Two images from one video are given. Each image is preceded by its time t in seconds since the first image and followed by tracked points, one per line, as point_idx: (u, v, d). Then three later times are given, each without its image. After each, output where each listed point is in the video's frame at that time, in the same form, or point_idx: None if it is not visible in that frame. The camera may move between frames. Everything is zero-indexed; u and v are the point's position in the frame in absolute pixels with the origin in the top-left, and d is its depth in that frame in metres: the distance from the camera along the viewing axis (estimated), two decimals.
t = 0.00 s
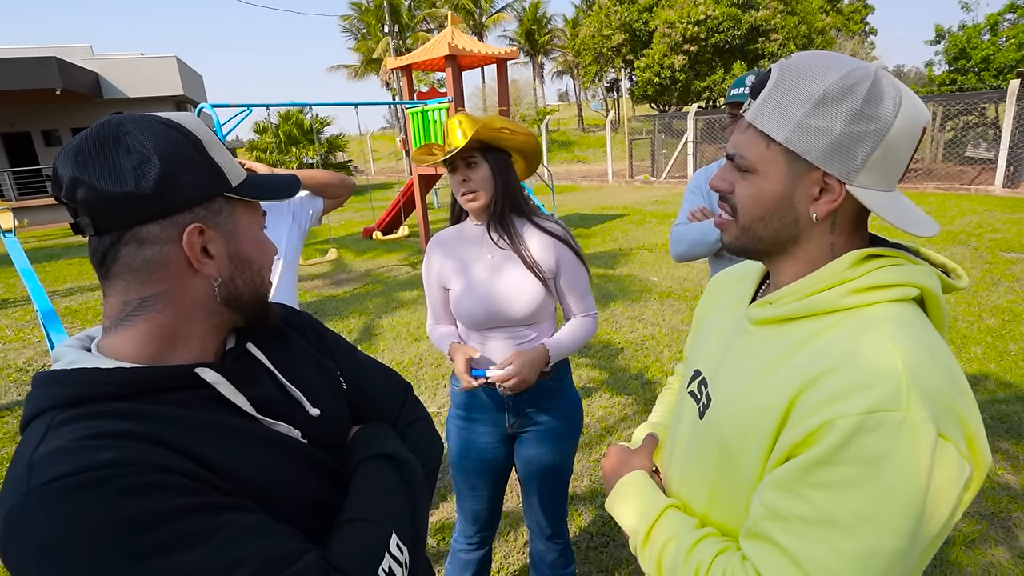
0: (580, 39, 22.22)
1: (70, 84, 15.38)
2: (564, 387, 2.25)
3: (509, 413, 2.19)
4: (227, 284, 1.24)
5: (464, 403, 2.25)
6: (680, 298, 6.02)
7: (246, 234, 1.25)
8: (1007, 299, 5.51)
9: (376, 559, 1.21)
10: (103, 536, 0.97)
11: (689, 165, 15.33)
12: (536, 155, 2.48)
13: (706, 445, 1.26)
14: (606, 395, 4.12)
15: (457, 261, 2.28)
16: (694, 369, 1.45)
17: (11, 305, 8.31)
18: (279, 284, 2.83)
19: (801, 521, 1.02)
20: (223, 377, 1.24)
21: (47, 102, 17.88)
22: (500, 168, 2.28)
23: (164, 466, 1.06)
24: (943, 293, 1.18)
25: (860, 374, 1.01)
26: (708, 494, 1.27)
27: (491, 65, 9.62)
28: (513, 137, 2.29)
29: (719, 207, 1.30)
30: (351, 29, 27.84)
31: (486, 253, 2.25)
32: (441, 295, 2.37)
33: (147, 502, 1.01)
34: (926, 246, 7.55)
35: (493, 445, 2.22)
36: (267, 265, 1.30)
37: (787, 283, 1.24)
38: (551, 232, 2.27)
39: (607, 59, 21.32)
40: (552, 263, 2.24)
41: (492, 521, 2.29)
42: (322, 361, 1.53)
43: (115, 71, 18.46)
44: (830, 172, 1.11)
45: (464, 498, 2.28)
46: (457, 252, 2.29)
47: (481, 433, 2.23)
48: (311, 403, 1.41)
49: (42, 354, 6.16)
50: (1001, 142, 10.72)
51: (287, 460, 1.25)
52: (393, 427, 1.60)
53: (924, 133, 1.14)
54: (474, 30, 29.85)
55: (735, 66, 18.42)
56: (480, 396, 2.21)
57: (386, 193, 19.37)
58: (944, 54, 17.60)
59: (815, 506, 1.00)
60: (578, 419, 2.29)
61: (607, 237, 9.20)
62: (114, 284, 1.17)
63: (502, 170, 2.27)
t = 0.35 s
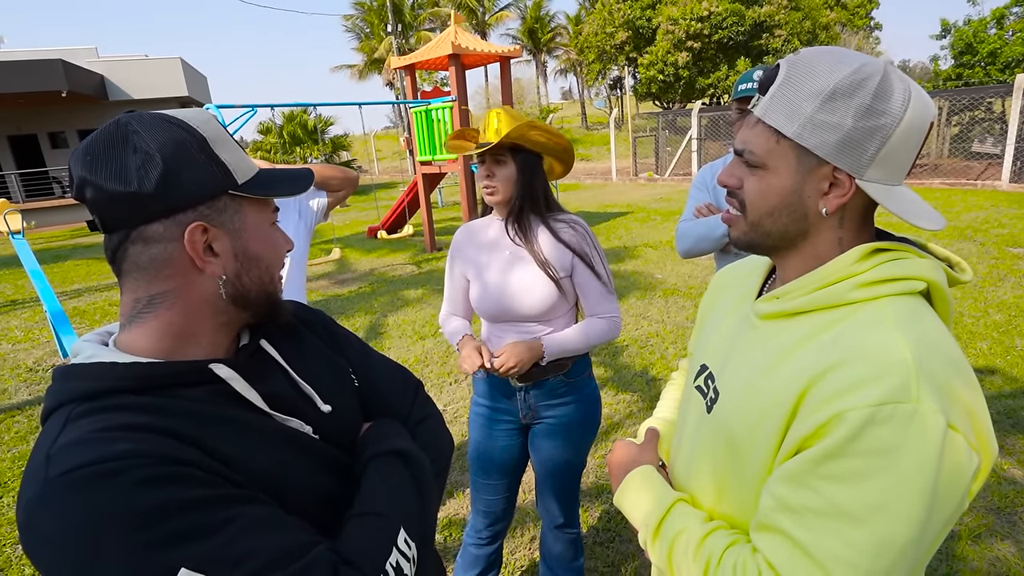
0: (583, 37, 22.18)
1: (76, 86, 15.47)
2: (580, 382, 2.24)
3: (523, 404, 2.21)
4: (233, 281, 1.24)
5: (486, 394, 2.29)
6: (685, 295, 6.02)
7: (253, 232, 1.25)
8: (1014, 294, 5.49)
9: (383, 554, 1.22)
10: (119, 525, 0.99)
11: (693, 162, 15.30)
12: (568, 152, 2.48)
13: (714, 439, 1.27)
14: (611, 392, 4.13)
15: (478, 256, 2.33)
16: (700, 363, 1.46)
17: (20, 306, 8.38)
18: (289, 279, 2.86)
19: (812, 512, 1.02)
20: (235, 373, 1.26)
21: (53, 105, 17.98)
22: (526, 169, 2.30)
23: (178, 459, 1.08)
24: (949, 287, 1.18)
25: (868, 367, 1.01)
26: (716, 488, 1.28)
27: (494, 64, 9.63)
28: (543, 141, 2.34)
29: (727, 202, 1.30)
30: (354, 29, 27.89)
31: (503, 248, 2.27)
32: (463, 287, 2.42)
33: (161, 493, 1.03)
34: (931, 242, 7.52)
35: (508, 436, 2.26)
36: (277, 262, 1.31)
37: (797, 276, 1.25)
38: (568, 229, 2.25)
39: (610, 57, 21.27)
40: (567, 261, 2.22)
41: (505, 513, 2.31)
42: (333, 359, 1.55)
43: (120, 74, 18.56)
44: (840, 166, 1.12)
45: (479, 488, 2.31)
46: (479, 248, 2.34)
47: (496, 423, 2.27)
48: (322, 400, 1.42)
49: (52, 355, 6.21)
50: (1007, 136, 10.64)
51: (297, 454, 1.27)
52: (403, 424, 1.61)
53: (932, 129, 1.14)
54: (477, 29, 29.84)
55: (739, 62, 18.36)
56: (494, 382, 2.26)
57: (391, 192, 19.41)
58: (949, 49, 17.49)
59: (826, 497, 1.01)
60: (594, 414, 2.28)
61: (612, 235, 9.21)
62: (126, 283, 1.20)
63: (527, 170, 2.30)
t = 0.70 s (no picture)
0: (584, 34, 22.13)
1: (76, 85, 15.47)
2: (586, 376, 2.26)
3: (534, 398, 2.19)
4: (225, 283, 1.23)
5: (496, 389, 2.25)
6: (685, 293, 6.01)
7: (247, 234, 1.24)
8: (1014, 292, 5.48)
9: (371, 559, 1.21)
10: (103, 530, 0.99)
11: (694, 160, 15.27)
12: (575, 161, 2.57)
13: (710, 439, 1.27)
14: (610, 390, 4.14)
15: (489, 254, 2.30)
16: (696, 363, 1.45)
17: (22, 304, 8.39)
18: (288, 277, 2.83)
19: (809, 512, 1.02)
20: (227, 375, 1.25)
21: (53, 104, 17.96)
22: (544, 174, 2.34)
23: (165, 463, 1.08)
24: (944, 285, 1.18)
25: (865, 366, 1.01)
26: (713, 488, 1.28)
27: (494, 61, 9.60)
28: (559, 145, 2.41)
29: (727, 202, 1.28)
30: (354, 26, 27.85)
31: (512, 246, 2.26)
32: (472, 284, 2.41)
33: (146, 497, 1.02)
34: (931, 239, 7.50)
35: (517, 431, 2.24)
36: (271, 263, 1.30)
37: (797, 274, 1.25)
38: (576, 230, 2.29)
39: (610, 54, 21.23)
40: (575, 259, 2.25)
41: (509, 511, 2.29)
42: (330, 359, 1.54)
43: (120, 72, 18.53)
44: (849, 161, 1.12)
45: (484, 484, 2.30)
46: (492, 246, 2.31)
47: (505, 419, 2.25)
48: (317, 402, 1.42)
49: (53, 353, 6.22)
50: (1009, 133, 10.60)
51: (289, 457, 1.27)
52: (400, 425, 1.61)
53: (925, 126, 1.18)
54: (477, 26, 29.76)
55: (740, 59, 18.31)
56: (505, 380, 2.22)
57: (391, 190, 19.39)
58: (950, 45, 17.42)
59: (823, 497, 1.00)
60: (599, 409, 2.29)
61: (612, 233, 9.20)
62: (118, 283, 1.20)
63: (543, 174, 2.33)
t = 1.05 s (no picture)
0: (586, 30, 21.98)
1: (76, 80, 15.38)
2: (589, 368, 2.20)
3: (542, 395, 2.09)
4: (199, 278, 1.14)
5: (501, 387, 2.14)
6: (687, 290, 5.93)
7: (222, 226, 1.14)
8: (1021, 288, 5.39)
9: (365, 554, 1.12)
10: (93, 526, 0.91)
11: (697, 155, 15.14)
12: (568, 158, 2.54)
13: (705, 433, 1.20)
14: (612, 387, 4.06)
15: (493, 245, 2.18)
16: (693, 357, 1.38)
17: (21, 302, 8.32)
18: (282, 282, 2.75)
19: (805, 510, 0.95)
20: (220, 370, 1.17)
21: (54, 100, 17.86)
22: (551, 166, 2.29)
23: (156, 458, 1.00)
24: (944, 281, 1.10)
25: (862, 359, 0.94)
26: (708, 484, 1.21)
27: (495, 57, 9.51)
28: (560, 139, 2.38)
29: (730, 190, 1.20)
30: (356, 22, 27.71)
31: (520, 236, 2.17)
32: (469, 278, 2.25)
33: (136, 491, 0.95)
34: (936, 235, 7.39)
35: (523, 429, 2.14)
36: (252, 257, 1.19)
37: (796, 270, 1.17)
38: (580, 222, 2.26)
39: (612, 49, 21.09)
40: (581, 251, 2.22)
41: (512, 510, 2.20)
42: (323, 354, 1.46)
43: (121, 68, 18.44)
44: (859, 154, 1.05)
45: (486, 483, 2.19)
46: (497, 236, 2.18)
47: (512, 416, 2.13)
48: (311, 397, 1.34)
49: (52, 351, 6.14)
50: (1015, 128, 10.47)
51: (284, 452, 1.18)
52: (396, 421, 1.53)
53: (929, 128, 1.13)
54: (478, 22, 29.59)
55: (743, 55, 18.16)
56: (519, 382, 2.10)
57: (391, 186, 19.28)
58: (956, 41, 17.24)
59: (820, 495, 0.93)
60: (601, 402, 2.23)
61: (614, 229, 9.11)
62: (100, 279, 1.14)
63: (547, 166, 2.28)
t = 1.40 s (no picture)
0: (589, 29, 21.96)
1: (81, 81, 15.46)
2: (590, 366, 2.19)
3: (543, 394, 2.09)
4: (161, 282, 1.10)
5: (501, 386, 2.14)
6: (690, 290, 5.92)
7: (181, 229, 1.09)
8: None
9: (360, 551, 1.13)
10: (87, 525, 0.92)
11: (700, 155, 15.12)
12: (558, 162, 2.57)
13: (707, 433, 1.20)
14: (613, 387, 4.06)
15: (499, 242, 2.17)
16: (695, 357, 1.38)
17: (26, 302, 8.37)
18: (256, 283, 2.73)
19: (806, 510, 0.95)
20: (216, 370, 1.18)
21: (60, 101, 17.94)
22: (555, 167, 2.31)
23: (153, 457, 1.01)
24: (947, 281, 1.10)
25: (865, 361, 0.94)
26: (709, 483, 1.21)
27: (497, 57, 9.51)
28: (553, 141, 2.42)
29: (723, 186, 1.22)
30: (359, 22, 27.80)
31: (528, 233, 2.17)
32: (470, 276, 2.23)
33: (131, 490, 0.96)
34: (941, 235, 7.37)
35: (525, 427, 2.14)
36: (217, 262, 1.12)
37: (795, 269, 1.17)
38: (581, 219, 2.28)
39: (616, 49, 21.06)
40: (584, 248, 2.23)
41: (513, 509, 2.20)
42: (320, 354, 1.47)
43: (126, 69, 18.52)
44: (846, 151, 1.04)
45: (487, 482, 2.19)
46: (504, 233, 2.18)
47: (513, 414, 2.14)
48: (308, 396, 1.35)
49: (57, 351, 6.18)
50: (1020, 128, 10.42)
51: (281, 451, 1.19)
52: (393, 420, 1.53)
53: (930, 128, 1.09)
54: (482, 22, 29.57)
55: (747, 54, 18.11)
56: (520, 381, 2.10)
57: (395, 186, 19.31)
58: (961, 40, 17.15)
59: (821, 495, 0.93)
60: (601, 401, 2.23)
61: (617, 229, 9.10)
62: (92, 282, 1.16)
63: (551, 167, 2.29)
